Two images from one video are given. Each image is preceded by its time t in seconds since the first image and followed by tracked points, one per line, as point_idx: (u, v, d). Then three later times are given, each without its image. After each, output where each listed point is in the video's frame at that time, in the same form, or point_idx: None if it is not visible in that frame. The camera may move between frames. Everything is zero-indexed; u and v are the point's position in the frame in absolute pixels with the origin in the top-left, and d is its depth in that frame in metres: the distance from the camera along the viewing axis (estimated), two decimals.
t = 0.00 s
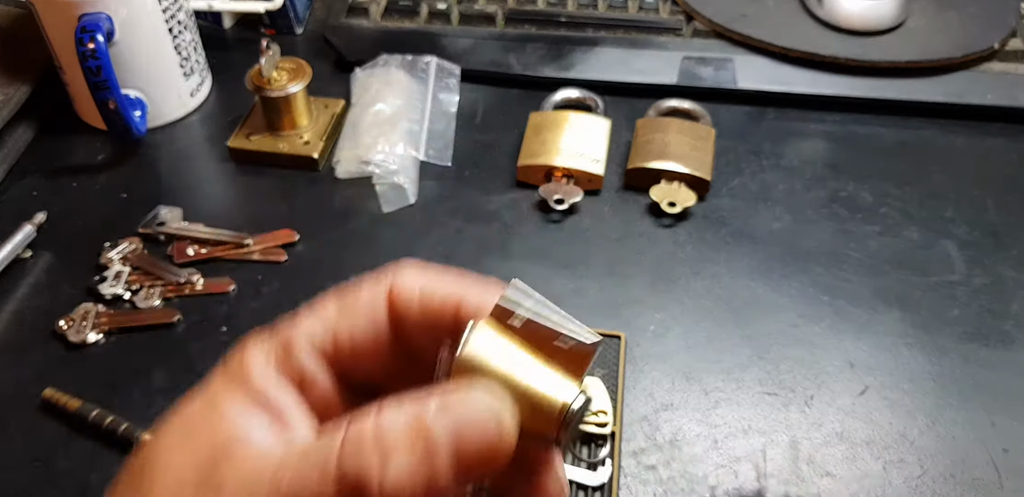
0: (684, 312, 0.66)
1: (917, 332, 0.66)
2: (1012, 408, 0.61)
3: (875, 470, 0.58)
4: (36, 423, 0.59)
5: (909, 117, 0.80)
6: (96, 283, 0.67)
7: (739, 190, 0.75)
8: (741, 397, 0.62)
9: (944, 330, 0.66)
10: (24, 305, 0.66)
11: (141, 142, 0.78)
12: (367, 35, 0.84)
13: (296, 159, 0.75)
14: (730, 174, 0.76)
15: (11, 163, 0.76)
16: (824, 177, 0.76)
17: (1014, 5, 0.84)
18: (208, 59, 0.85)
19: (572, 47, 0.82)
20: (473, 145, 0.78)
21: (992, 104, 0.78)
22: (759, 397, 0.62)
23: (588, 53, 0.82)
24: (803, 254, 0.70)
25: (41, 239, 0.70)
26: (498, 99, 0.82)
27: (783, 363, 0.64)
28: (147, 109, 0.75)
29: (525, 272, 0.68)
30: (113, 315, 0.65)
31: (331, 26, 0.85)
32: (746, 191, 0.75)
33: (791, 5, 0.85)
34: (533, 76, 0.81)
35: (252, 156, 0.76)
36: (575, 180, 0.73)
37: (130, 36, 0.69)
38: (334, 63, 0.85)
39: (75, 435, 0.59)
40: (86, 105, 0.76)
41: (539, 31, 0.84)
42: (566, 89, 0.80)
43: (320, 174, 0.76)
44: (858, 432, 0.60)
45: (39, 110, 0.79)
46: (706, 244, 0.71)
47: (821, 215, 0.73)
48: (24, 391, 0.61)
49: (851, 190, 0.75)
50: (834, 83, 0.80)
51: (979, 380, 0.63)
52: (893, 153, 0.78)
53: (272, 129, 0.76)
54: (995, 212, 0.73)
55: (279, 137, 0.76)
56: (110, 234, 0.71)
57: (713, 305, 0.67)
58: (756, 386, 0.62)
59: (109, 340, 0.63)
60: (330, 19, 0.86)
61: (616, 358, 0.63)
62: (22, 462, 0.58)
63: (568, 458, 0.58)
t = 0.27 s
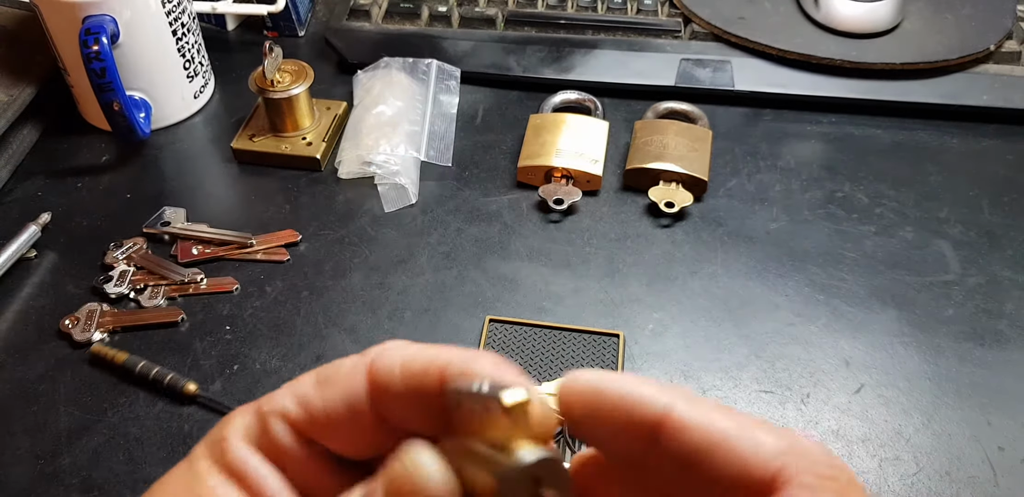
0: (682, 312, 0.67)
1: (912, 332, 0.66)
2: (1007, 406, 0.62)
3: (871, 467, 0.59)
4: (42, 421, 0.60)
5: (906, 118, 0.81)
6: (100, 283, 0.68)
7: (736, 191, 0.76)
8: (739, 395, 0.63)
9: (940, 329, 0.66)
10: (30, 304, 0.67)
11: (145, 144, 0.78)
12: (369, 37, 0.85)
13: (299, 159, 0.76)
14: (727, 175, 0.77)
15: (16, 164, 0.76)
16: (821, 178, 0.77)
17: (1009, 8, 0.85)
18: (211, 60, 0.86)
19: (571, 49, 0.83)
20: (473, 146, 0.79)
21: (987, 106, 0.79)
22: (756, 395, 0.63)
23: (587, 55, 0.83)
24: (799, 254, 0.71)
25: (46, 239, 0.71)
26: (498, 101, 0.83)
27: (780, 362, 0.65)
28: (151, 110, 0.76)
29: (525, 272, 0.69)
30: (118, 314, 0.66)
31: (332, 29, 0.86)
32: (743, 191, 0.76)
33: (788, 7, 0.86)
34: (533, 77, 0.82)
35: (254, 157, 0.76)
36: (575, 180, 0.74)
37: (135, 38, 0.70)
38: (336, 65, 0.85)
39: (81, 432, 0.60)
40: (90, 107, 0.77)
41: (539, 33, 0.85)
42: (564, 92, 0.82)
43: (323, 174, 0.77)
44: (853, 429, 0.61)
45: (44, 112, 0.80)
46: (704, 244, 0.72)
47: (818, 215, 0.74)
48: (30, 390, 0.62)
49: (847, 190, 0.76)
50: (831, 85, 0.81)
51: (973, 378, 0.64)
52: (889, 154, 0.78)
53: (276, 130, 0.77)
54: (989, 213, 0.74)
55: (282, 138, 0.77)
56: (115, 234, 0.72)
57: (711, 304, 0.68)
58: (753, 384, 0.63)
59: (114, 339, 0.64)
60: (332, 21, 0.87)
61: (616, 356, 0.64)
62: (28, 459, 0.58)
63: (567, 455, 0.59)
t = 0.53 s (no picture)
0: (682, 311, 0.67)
1: (912, 331, 0.67)
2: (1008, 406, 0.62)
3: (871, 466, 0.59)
4: (43, 421, 0.60)
5: (906, 118, 0.81)
6: (101, 283, 0.68)
7: (736, 191, 0.76)
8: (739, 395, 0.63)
9: (940, 329, 0.67)
10: (30, 304, 0.67)
11: (145, 144, 0.78)
12: (370, 38, 0.85)
13: (301, 158, 0.76)
14: (727, 175, 0.77)
15: (16, 164, 0.77)
16: (821, 178, 0.77)
17: (1008, 8, 0.85)
18: (212, 60, 0.86)
19: (572, 50, 0.83)
20: (473, 146, 0.79)
21: (987, 106, 0.79)
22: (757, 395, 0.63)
23: (587, 55, 0.83)
24: (799, 254, 0.71)
25: (47, 239, 0.71)
26: (498, 101, 0.83)
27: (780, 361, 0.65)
28: (152, 110, 0.76)
29: (525, 271, 0.69)
30: (119, 314, 0.66)
31: (333, 29, 0.86)
32: (743, 191, 0.76)
33: (787, 8, 0.86)
34: (533, 77, 0.82)
35: (255, 158, 0.77)
36: (575, 180, 0.74)
37: (135, 38, 0.70)
38: (336, 64, 0.86)
39: (81, 432, 0.60)
40: (90, 107, 0.77)
41: (539, 33, 0.85)
42: (563, 92, 0.82)
43: (323, 175, 0.77)
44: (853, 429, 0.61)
45: (44, 112, 0.80)
46: (704, 244, 0.72)
47: (818, 215, 0.74)
48: (31, 390, 0.62)
49: (847, 190, 0.76)
50: (830, 85, 0.81)
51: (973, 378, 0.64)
52: (889, 154, 0.78)
53: (276, 130, 0.77)
54: (989, 213, 0.74)
55: (282, 139, 0.77)
56: (115, 234, 0.72)
57: (711, 304, 0.68)
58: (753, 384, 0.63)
59: (113, 339, 0.64)
60: (332, 22, 0.87)
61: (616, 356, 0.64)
62: (30, 458, 0.58)
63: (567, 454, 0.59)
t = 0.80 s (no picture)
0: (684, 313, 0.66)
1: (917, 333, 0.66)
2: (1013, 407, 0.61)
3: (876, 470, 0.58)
4: (37, 423, 0.59)
5: (910, 117, 0.80)
6: (96, 283, 0.67)
7: (738, 190, 0.75)
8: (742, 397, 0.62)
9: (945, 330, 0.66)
10: (24, 304, 0.66)
11: (141, 142, 0.78)
12: (368, 36, 0.84)
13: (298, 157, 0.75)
14: (729, 174, 0.76)
15: (11, 163, 0.76)
16: (824, 177, 0.76)
17: (1013, 6, 0.84)
18: (209, 59, 0.85)
19: (572, 47, 0.82)
20: (473, 145, 0.78)
21: (991, 105, 0.78)
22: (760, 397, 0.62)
23: (587, 53, 0.82)
24: (802, 255, 0.70)
25: (41, 239, 0.70)
26: (497, 99, 0.82)
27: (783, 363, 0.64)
28: (148, 109, 0.75)
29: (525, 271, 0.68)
30: (113, 315, 0.65)
31: (331, 27, 0.86)
32: (745, 191, 0.75)
33: (791, 5, 0.85)
34: (533, 76, 0.81)
35: (253, 157, 0.76)
36: (575, 179, 0.73)
37: (130, 36, 0.69)
38: (334, 62, 0.85)
39: (76, 435, 0.59)
40: (86, 105, 0.76)
41: (539, 31, 0.84)
42: (565, 89, 0.80)
43: (321, 174, 0.76)
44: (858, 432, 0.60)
45: (39, 110, 0.80)
46: (706, 244, 0.71)
47: (821, 215, 0.73)
48: (25, 391, 0.61)
49: (851, 190, 0.75)
50: (834, 83, 0.80)
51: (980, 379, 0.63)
52: (893, 153, 0.78)
53: (273, 128, 0.76)
54: (994, 212, 0.73)
55: (279, 137, 0.76)
56: (111, 233, 0.71)
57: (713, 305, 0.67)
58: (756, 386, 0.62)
59: (108, 340, 0.63)
60: (330, 19, 0.86)
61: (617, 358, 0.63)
62: (23, 461, 0.58)
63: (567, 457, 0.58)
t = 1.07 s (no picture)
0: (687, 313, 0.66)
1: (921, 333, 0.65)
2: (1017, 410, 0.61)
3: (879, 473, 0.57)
4: (31, 426, 0.58)
5: (914, 116, 0.79)
6: (92, 284, 0.66)
7: (741, 190, 0.74)
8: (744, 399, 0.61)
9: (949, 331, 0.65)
10: (19, 305, 0.65)
11: (138, 141, 0.77)
12: (366, 33, 0.83)
13: (295, 157, 0.74)
14: (732, 173, 0.75)
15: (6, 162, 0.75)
16: (827, 177, 0.75)
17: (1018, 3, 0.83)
18: (206, 56, 0.84)
19: (573, 45, 0.82)
20: (472, 144, 0.77)
21: (995, 103, 0.77)
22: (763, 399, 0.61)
23: (588, 51, 0.81)
24: (806, 255, 0.70)
25: (37, 239, 0.69)
26: (498, 97, 0.81)
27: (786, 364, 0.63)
28: (145, 107, 0.75)
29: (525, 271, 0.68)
30: (109, 315, 0.64)
31: (329, 25, 0.85)
32: (748, 190, 0.74)
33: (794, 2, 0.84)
34: (534, 74, 0.80)
35: (251, 156, 0.75)
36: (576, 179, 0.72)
37: (127, 34, 0.68)
38: (332, 60, 0.84)
39: (70, 438, 0.58)
40: (82, 104, 0.75)
41: (540, 29, 0.83)
42: (566, 88, 0.79)
43: (319, 173, 0.75)
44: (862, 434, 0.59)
45: (35, 109, 0.79)
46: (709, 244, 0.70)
47: (825, 214, 0.72)
48: (19, 393, 0.60)
49: (855, 190, 0.74)
50: (837, 82, 0.79)
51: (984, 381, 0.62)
52: (896, 152, 0.77)
53: (271, 127, 0.75)
54: (999, 212, 0.73)
55: (277, 136, 0.75)
56: (107, 233, 0.70)
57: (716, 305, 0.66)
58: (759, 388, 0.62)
59: (104, 341, 0.62)
60: (329, 17, 0.85)
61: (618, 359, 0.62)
62: (16, 464, 0.57)
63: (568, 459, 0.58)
